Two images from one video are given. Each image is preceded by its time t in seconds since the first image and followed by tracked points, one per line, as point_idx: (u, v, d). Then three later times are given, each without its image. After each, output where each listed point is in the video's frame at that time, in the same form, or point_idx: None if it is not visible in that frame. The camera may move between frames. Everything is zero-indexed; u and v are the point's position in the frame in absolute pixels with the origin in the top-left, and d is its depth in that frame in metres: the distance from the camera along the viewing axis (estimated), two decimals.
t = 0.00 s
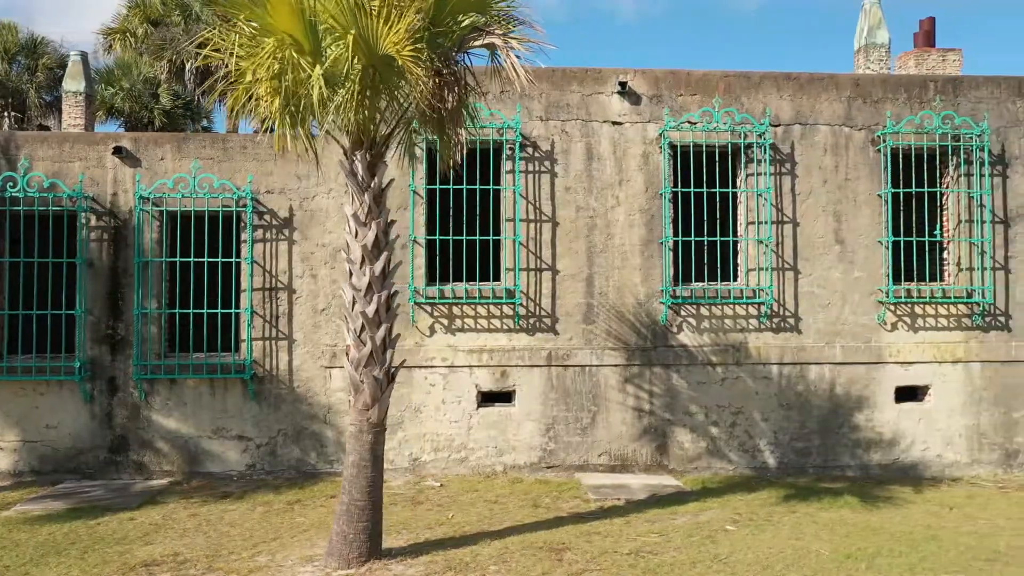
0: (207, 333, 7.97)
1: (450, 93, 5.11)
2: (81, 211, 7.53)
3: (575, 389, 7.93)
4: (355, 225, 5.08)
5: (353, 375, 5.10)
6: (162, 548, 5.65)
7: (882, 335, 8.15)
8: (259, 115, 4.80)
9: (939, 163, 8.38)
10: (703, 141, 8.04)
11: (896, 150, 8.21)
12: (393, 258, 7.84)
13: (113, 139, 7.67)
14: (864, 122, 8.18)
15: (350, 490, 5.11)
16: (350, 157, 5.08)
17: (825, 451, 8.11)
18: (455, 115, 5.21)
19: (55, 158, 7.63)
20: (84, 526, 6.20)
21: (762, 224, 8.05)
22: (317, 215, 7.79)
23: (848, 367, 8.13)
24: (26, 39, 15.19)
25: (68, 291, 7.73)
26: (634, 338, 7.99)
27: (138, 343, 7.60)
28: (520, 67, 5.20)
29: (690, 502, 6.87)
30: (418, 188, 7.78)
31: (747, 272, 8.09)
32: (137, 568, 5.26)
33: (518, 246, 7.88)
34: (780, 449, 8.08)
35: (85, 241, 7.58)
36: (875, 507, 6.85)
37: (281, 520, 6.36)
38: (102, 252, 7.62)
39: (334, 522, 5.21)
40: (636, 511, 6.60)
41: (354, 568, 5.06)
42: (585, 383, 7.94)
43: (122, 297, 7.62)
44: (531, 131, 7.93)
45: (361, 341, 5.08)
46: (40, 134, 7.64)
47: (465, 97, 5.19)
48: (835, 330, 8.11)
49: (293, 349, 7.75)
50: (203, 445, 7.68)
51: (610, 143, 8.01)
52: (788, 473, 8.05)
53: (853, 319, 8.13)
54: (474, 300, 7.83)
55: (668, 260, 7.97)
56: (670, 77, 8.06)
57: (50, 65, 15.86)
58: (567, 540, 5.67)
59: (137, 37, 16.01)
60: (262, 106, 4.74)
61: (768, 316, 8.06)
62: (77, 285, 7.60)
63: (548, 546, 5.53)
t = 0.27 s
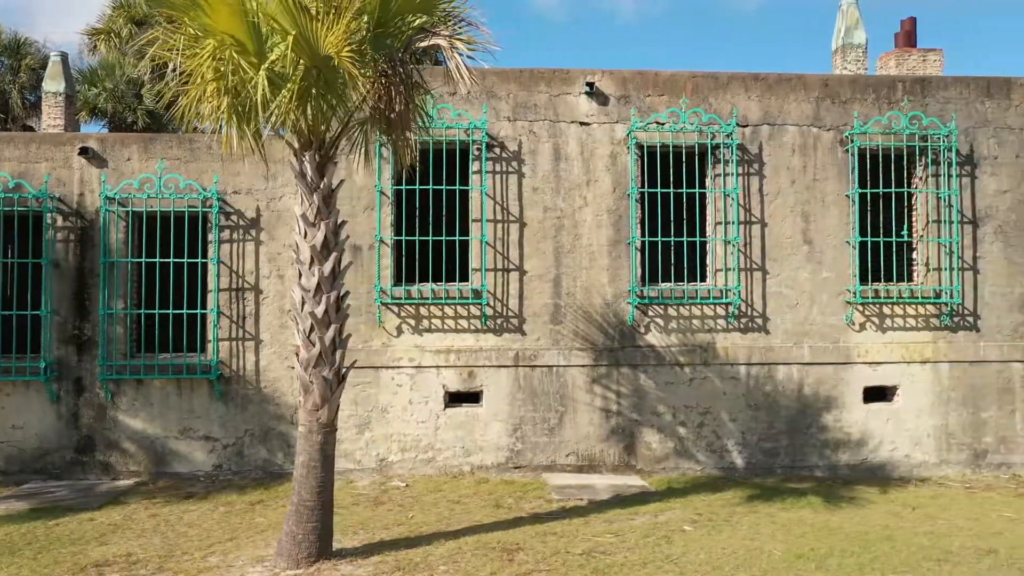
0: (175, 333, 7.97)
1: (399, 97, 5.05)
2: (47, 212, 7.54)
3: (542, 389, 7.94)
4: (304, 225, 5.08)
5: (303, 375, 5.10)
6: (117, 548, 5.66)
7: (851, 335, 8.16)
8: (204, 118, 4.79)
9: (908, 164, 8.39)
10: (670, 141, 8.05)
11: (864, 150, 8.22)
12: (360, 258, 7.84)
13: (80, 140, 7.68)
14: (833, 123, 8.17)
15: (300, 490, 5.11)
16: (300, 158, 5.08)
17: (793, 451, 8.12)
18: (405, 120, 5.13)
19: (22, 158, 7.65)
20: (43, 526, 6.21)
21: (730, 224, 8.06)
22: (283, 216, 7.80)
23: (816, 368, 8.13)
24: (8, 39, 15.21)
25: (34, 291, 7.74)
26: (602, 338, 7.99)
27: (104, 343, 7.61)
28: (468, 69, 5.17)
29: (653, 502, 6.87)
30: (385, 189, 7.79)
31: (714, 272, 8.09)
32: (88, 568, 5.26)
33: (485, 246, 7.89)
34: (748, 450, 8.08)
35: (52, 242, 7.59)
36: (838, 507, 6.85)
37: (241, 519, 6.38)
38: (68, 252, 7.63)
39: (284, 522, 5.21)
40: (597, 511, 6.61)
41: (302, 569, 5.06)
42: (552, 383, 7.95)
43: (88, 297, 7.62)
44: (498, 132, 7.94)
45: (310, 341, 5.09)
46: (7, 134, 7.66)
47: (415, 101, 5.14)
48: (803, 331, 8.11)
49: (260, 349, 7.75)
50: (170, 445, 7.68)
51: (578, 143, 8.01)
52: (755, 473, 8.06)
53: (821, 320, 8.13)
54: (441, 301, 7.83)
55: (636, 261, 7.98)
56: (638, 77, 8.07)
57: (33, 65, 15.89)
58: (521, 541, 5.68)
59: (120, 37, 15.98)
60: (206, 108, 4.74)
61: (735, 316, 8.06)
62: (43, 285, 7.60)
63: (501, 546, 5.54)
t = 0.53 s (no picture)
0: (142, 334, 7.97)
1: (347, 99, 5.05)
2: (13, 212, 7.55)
3: (509, 390, 7.94)
4: (253, 225, 5.09)
5: (252, 375, 5.10)
6: (71, 548, 5.66)
7: (819, 335, 8.16)
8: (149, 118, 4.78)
9: (877, 164, 8.39)
10: (637, 141, 8.06)
11: (832, 151, 8.22)
12: (327, 259, 7.84)
13: (46, 140, 7.70)
14: (801, 123, 8.17)
15: (249, 490, 5.12)
16: (248, 158, 5.08)
17: (761, 451, 8.11)
18: (354, 121, 5.13)
19: None
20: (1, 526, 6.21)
21: (697, 225, 8.06)
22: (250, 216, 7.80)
23: (784, 368, 8.12)
24: None
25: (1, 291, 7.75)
26: (569, 338, 7.99)
27: (70, 343, 7.62)
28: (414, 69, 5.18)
29: (615, 502, 6.87)
30: (351, 189, 7.79)
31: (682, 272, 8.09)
32: (38, 568, 5.26)
33: (452, 246, 7.89)
34: (715, 450, 8.08)
35: (18, 242, 7.60)
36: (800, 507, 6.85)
37: (200, 519, 6.39)
38: (34, 253, 7.64)
39: (234, 522, 5.21)
40: (557, 511, 6.61)
41: (250, 569, 5.06)
42: (519, 383, 7.95)
43: (54, 297, 7.63)
44: (465, 132, 7.95)
45: (259, 341, 5.09)
46: None
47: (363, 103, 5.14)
48: (771, 331, 8.12)
49: (226, 349, 7.75)
50: (136, 446, 7.68)
51: (545, 143, 8.01)
52: (723, 473, 8.05)
53: (789, 320, 8.14)
54: (407, 301, 7.84)
55: (603, 261, 7.98)
56: (605, 77, 8.08)
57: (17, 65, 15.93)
58: (475, 541, 5.68)
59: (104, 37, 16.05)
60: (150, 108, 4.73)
61: (703, 316, 8.06)
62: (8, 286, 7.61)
63: (454, 547, 5.54)
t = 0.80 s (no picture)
0: (109, 334, 7.98)
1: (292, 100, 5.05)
2: None
3: (476, 390, 7.94)
4: (201, 226, 5.07)
5: (200, 375, 5.10)
6: (23, 548, 5.66)
7: (787, 335, 8.15)
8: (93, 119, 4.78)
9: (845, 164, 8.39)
10: (604, 142, 8.05)
11: (800, 151, 8.22)
12: (293, 259, 7.84)
13: (12, 140, 7.70)
14: (769, 123, 8.17)
15: (197, 490, 5.11)
16: (197, 158, 5.07)
17: (728, 451, 8.11)
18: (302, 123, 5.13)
19: None
20: None
21: (665, 224, 8.06)
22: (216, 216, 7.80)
23: (751, 368, 8.12)
24: None
25: None
26: (536, 338, 7.99)
27: (36, 344, 7.62)
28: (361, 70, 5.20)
29: (576, 502, 6.87)
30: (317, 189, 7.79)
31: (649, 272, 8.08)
32: None
33: (418, 246, 7.89)
34: (683, 450, 8.07)
35: None
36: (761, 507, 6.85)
37: (158, 519, 6.39)
38: None
39: (183, 522, 5.21)
40: (517, 511, 6.61)
41: (198, 569, 5.06)
42: (486, 383, 7.95)
43: (19, 297, 7.63)
44: (432, 132, 7.95)
45: (207, 342, 5.08)
46: None
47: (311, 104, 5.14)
48: (738, 331, 8.11)
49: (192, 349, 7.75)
50: (101, 446, 7.68)
51: (512, 143, 8.01)
52: (690, 473, 8.05)
53: (756, 320, 8.13)
54: (373, 301, 7.83)
55: (570, 261, 7.98)
56: (572, 77, 8.08)
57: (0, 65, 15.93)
58: (428, 541, 5.68)
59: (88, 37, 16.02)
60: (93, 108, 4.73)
61: (670, 316, 8.06)
62: None
63: (406, 547, 5.54)
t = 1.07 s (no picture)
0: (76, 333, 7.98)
1: (237, 99, 5.06)
2: None
3: (443, 390, 7.93)
4: (148, 225, 5.06)
5: (148, 375, 5.09)
6: None
7: (754, 335, 8.15)
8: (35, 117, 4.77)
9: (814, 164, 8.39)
10: (571, 142, 8.05)
11: (768, 151, 8.22)
12: (259, 259, 7.84)
13: None
14: (736, 123, 8.17)
15: (145, 490, 5.11)
16: (145, 158, 5.06)
17: (696, 452, 8.10)
18: (246, 122, 5.13)
19: None
20: None
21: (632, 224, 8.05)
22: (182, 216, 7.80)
23: (719, 368, 8.11)
24: None
25: None
26: (503, 338, 7.99)
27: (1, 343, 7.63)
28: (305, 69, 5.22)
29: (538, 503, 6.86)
30: (283, 189, 7.79)
31: (616, 272, 8.08)
32: None
33: (385, 246, 7.89)
34: (651, 450, 8.07)
35: None
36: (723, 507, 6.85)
37: (117, 519, 6.39)
38: None
39: (132, 522, 5.21)
40: (477, 511, 6.61)
41: (145, 569, 5.06)
42: (453, 383, 7.94)
43: None
44: (399, 132, 7.94)
45: (156, 342, 5.08)
46: None
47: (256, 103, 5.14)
48: (706, 331, 8.11)
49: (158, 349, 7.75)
50: (67, 446, 7.68)
51: (479, 142, 8.01)
52: (658, 473, 8.05)
53: (724, 320, 8.13)
54: (339, 301, 7.83)
55: (537, 261, 7.98)
56: (540, 77, 8.07)
57: None
58: (381, 541, 5.68)
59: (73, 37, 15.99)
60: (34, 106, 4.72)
61: (637, 316, 8.06)
62: None
63: (358, 547, 5.54)
